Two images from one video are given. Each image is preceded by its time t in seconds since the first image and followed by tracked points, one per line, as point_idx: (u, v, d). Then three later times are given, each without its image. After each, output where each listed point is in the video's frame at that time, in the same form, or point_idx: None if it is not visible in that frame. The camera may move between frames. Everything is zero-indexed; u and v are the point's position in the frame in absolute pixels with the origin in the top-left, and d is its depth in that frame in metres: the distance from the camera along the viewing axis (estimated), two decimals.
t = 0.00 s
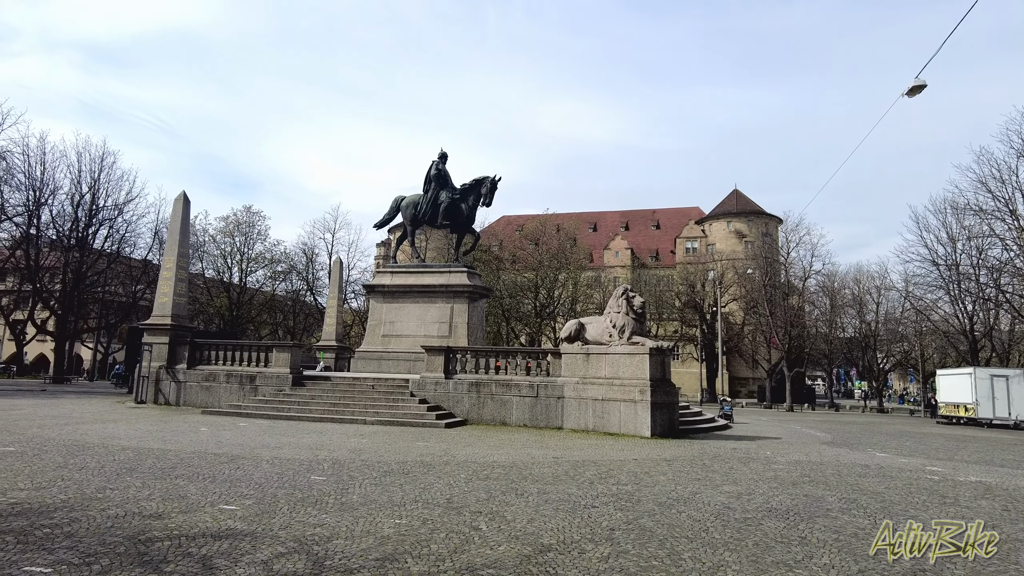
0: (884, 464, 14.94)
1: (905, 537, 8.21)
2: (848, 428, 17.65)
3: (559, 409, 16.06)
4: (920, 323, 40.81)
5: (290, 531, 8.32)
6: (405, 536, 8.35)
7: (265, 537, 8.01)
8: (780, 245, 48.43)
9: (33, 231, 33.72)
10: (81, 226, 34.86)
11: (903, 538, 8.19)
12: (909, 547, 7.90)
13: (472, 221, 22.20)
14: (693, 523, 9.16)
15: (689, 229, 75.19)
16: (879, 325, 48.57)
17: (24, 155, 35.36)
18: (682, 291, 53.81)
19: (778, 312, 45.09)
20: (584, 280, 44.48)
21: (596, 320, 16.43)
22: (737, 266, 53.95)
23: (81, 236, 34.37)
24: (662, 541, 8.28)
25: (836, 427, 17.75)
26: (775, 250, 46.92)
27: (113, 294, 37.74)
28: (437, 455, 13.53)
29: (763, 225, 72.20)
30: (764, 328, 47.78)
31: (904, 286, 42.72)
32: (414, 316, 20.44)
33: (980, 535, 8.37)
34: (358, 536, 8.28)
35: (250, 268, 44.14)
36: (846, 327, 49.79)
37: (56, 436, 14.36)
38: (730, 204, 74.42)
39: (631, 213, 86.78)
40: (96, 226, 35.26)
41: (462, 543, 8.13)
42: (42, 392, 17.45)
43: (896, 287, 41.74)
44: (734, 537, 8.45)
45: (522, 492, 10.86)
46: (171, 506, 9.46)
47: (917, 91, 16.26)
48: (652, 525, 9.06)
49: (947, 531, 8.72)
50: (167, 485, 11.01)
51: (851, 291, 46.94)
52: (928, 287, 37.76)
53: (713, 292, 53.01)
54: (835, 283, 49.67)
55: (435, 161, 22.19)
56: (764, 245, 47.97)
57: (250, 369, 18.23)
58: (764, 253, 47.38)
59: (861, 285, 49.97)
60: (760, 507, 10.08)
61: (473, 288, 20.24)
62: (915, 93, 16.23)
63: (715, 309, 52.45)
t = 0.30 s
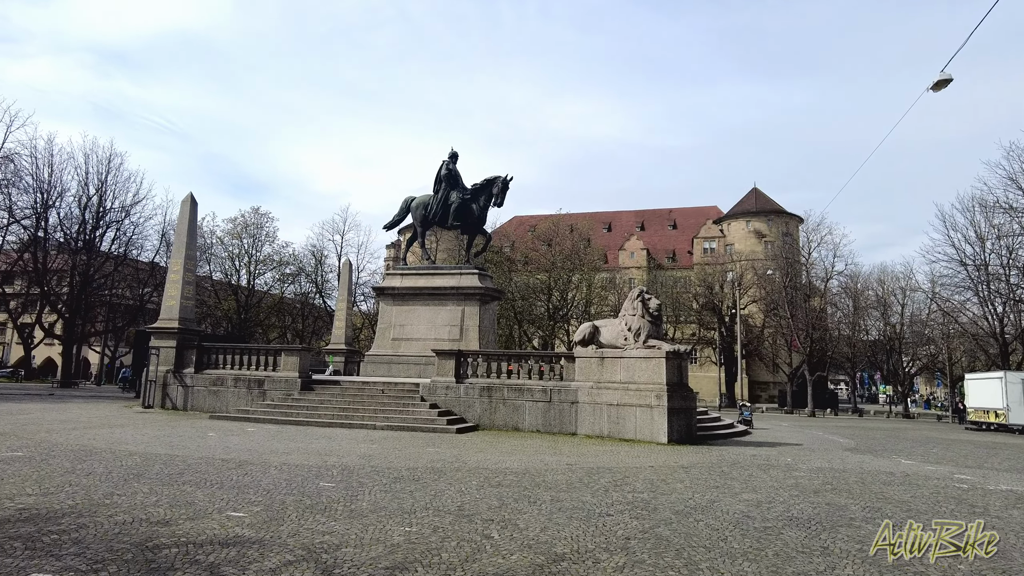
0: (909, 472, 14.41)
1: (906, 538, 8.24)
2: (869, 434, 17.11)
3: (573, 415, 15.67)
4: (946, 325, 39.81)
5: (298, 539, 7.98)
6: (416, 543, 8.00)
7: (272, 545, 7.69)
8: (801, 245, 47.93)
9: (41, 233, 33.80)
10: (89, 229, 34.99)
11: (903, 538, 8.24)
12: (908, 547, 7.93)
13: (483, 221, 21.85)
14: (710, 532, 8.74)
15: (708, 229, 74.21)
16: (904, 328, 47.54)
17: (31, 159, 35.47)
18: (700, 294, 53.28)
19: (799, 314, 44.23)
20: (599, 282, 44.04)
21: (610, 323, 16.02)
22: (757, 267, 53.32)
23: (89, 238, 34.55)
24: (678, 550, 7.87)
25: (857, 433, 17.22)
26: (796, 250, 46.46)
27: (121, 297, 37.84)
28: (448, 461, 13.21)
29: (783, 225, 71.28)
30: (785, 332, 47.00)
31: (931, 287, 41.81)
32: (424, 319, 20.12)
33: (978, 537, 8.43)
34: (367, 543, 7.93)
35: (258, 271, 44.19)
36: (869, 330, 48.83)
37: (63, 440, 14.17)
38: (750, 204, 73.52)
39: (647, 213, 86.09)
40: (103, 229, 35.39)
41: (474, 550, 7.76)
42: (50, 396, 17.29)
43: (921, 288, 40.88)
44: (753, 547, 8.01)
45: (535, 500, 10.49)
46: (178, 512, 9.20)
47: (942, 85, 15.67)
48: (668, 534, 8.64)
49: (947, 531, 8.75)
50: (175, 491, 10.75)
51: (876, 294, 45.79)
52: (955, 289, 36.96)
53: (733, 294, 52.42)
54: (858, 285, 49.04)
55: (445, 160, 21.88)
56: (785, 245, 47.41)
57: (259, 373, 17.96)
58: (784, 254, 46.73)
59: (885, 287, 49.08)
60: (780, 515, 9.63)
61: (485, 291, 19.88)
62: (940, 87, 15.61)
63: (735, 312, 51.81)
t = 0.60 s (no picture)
0: (959, 489, 13.16)
1: (906, 538, 8.37)
2: (913, 448, 15.85)
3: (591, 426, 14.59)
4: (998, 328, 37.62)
5: (297, 557, 7.02)
6: (422, 563, 6.97)
7: (267, 564, 6.74)
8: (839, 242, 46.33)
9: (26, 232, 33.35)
10: (76, 226, 34.13)
11: (904, 537, 8.37)
12: (908, 546, 8.03)
13: (494, 217, 20.83)
14: (739, 553, 7.66)
15: (737, 225, 72.41)
16: (953, 331, 44.93)
17: (14, 154, 34.74)
18: (730, 295, 51.46)
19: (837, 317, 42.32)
20: (620, 283, 42.78)
21: (631, 327, 14.91)
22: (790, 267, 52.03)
23: (75, 236, 33.81)
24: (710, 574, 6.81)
25: (899, 446, 15.98)
26: (833, 248, 44.76)
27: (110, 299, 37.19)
28: (456, 474, 12.19)
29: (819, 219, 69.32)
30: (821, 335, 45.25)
31: (981, 287, 39.60)
32: (431, 322, 19.12)
33: (976, 537, 8.59)
34: (370, 564, 6.91)
35: (255, 271, 43.48)
36: (915, 333, 46.18)
37: (49, 451, 13.27)
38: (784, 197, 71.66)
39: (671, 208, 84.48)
40: (91, 226, 34.56)
41: (483, 574, 6.73)
42: (37, 406, 16.48)
43: (971, 288, 38.72)
44: (790, 570, 6.92)
45: (551, 517, 9.45)
46: (169, 529, 8.33)
47: (993, 67, 14.44)
48: (696, 554, 7.57)
49: (946, 531, 8.89)
50: (165, 507, 9.81)
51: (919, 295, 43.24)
52: (1009, 287, 35.00)
53: (765, 296, 50.80)
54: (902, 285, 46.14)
55: (454, 154, 20.88)
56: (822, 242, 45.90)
57: (255, 381, 17.03)
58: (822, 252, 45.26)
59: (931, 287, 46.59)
60: (816, 535, 8.52)
61: (496, 292, 18.85)
62: (989, 69, 14.39)
63: (768, 314, 49.94)
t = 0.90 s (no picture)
0: (1010, 504, 11.91)
1: (908, 537, 8.64)
2: (958, 462, 14.74)
3: (610, 437, 13.59)
4: None
5: None
6: None
7: None
8: (879, 238, 44.47)
9: (9, 229, 32.82)
10: (60, 223, 33.53)
11: (906, 537, 8.63)
12: (911, 546, 8.28)
13: (505, 212, 19.86)
14: None
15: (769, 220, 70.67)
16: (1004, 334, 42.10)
17: None
18: (760, 295, 49.58)
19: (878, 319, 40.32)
20: (641, 283, 41.61)
21: (653, 330, 13.87)
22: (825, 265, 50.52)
23: (59, 234, 33.18)
24: None
25: (939, 459, 14.90)
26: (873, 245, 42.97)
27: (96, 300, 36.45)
28: (465, 488, 11.24)
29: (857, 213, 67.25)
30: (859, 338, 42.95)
31: None
32: (438, 325, 18.18)
33: (977, 537, 8.87)
34: None
35: (251, 270, 42.62)
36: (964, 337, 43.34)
37: (31, 462, 12.45)
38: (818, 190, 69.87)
39: (696, 202, 82.80)
40: (76, 223, 33.93)
41: None
42: (19, 415, 15.69)
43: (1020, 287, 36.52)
44: None
45: (567, 535, 8.49)
46: (160, 546, 7.54)
47: None
48: None
49: (947, 531, 9.18)
50: (156, 522, 8.91)
51: (967, 293, 39.28)
52: None
53: (797, 297, 49.10)
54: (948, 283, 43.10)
55: (462, 144, 19.93)
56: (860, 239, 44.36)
57: (250, 387, 16.14)
58: (859, 250, 43.69)
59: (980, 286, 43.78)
60: (857, 560, 7.56)
61: (507, 293, 17.89)
62: None
63: (801, 316, 47.49)
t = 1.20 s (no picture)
0: None
1: (908, 537, 8.79)
2: (1004, 477, 13.77)
3: (628, 448, 12.68)
4: None
5: None
6: None
7: None
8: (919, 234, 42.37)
9: None
10: (41, 219, 32.93)
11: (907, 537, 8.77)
12: (911, 546, 8.42)
13: (515, 207, 18.96)
14: None
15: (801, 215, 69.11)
16: None
17: None
18: (790, 296, 48.98)
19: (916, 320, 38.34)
20: (661, 284, 40.46)
21: (675, 334, 12.94)
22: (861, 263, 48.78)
23: (39, 232, 32.49)
24: None
25: (983, 475, 13.93)
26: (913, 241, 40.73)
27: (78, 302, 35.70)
28: (472, 504, 10.36)
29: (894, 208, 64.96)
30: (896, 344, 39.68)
31: None
32: (443, 328, 17.31)
33: (978, 537, 9.00)
34: None
35: (244, 270, 41.92)
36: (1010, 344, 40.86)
37: (10, 473, 11.63)
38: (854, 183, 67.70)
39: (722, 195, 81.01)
40: (58, 219, 33.26)
41: None
42: None
43: None
44: None
45: (581, 555, 7.60)
46: (145, 565, 6.77)
47: None
48: None
49: (948, 531, 9.33)
50: (141, 540, 8.04)
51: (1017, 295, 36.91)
52: None
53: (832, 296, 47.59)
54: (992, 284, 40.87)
55: (469, 134, 19.02)
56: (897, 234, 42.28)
57: (243, 395, 15.31)
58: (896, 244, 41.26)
59: None
60: None
61: (517, 294, 17.00)
62: None
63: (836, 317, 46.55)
